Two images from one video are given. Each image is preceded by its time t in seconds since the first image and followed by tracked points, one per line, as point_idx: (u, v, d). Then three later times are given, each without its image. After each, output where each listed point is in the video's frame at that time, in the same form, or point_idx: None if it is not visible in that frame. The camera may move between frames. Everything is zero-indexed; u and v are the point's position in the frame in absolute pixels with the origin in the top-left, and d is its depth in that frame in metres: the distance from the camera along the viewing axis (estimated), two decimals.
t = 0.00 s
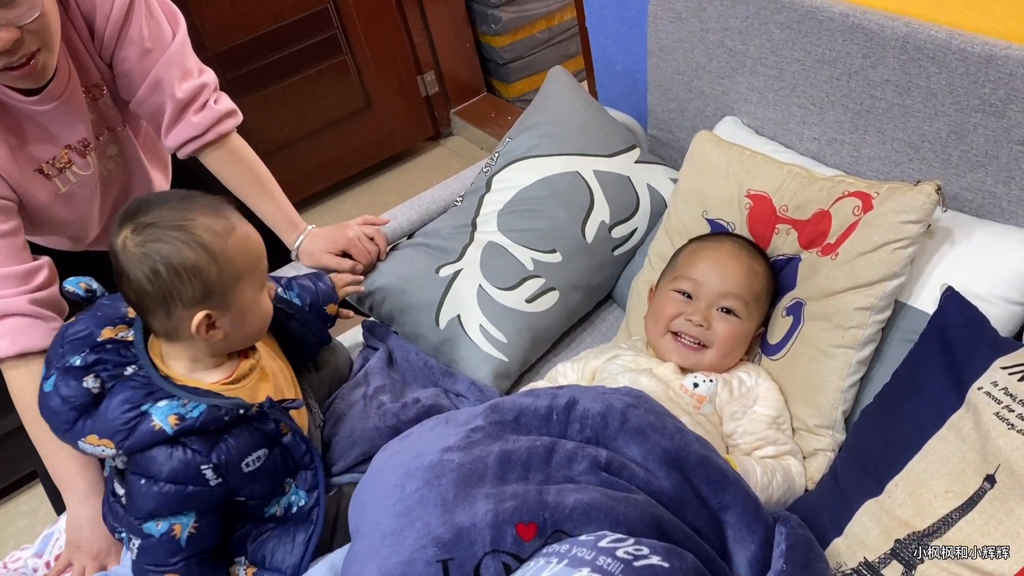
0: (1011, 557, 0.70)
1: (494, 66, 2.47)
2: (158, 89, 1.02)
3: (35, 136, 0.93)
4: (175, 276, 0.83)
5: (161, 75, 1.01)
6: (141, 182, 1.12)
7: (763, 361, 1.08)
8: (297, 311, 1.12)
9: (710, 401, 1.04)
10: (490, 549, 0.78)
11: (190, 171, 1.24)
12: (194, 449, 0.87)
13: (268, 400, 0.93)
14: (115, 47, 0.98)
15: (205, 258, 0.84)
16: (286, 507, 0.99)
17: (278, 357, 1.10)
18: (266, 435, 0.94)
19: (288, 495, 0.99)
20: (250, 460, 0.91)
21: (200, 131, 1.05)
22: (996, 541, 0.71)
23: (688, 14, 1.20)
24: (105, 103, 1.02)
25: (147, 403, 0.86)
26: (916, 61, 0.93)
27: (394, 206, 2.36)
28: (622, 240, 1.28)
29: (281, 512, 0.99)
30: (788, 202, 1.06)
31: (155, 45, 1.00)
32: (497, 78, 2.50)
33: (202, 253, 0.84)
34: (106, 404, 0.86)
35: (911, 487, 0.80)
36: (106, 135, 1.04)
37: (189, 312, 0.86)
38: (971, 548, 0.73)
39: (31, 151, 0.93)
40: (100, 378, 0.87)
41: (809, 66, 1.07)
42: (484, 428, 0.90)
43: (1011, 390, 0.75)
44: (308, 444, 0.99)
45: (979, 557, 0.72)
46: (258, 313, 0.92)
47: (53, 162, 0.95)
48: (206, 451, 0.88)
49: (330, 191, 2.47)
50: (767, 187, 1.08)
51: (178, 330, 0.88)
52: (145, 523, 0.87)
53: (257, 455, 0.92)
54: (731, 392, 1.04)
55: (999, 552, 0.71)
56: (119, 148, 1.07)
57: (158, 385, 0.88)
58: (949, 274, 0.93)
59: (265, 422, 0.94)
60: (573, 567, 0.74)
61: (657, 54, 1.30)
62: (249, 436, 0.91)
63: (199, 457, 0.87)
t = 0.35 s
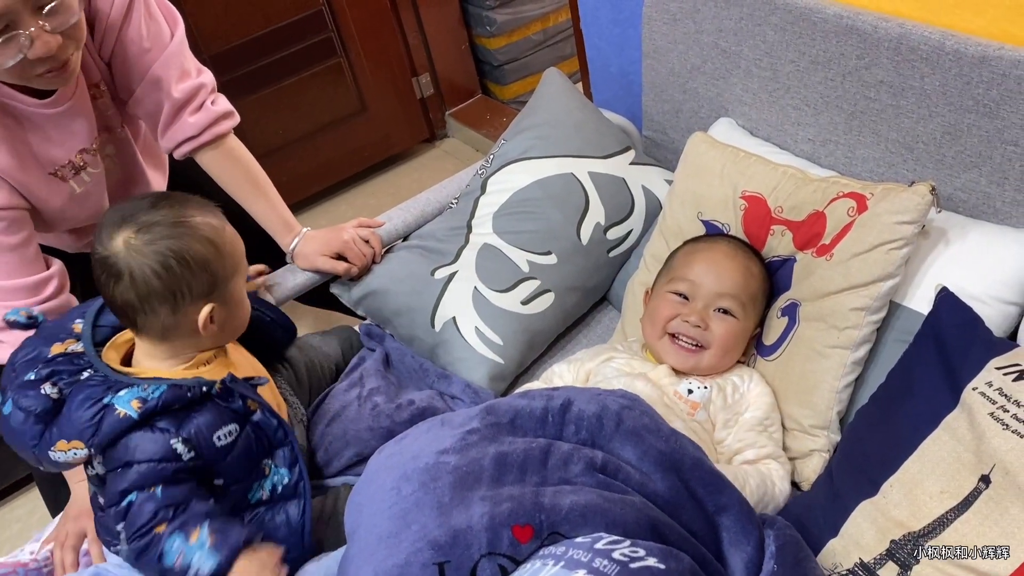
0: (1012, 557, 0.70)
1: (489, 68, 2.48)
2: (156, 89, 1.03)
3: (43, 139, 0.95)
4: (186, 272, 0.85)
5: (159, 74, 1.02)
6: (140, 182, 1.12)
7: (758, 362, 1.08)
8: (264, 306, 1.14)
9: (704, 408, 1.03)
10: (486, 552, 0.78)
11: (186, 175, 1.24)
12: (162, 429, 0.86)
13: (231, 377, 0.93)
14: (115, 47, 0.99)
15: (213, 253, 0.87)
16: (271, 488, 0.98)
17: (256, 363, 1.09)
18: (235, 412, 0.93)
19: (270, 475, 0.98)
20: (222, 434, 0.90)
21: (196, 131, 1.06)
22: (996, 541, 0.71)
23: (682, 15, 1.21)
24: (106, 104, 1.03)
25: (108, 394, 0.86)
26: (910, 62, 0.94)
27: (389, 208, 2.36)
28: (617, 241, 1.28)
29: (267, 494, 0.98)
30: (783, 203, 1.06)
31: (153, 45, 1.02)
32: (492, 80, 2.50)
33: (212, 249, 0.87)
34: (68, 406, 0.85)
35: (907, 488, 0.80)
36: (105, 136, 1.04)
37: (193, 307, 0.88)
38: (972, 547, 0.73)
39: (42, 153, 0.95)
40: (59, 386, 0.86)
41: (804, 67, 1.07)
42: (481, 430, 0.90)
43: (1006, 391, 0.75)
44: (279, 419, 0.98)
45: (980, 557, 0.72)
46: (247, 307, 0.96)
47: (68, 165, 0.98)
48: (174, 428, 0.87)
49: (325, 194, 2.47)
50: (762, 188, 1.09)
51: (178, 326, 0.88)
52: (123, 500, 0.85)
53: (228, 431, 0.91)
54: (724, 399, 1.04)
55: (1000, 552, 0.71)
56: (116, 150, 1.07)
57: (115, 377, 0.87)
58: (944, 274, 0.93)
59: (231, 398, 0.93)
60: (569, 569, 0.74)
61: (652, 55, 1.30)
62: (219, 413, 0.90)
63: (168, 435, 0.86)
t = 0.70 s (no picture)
0: (1012, 557, 0.70)
1: (485, 70, 2.48)
2: (153, 91, 1.03)
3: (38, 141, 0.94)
4: (168, 264, 0.86)
5: (156, 76, 1.02)
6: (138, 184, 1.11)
7: (754, 366, 1.08)
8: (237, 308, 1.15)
9: (701, 412, 1.03)
10: (483, 559, 0.78)
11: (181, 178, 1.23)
12: (163, 437, 0.87)
13: (219, 373, 0.94)
14: (112, 48, 0.99)
15: (190, 245, 0.89)
16: (269, 470, 1.02)
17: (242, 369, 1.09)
18: (227, 406, 0.94)
19: (267, 460, 1.02)
20: (220, 430, 0.92)
21: (194, 133, 1.06)
22: (996, 541, 0.71)
23: (677, 19, 1.21)
24: (103, 106, 1.02)
25: (100, 410, 0.85)
26: (904, 65, 0.94)
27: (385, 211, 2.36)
28: (613, 245, 1.28)
29: (267, 478, 1.01)
30: (778, 206, 1.06)
31: (151, 47, 1.02)
32: (489, 83, 2.50)
33: (189, 241, 0.88)
34: (62, 426, 0.85)
35: (903, 492, 0.80)
36: (102, 138, 1.04)
37: (175, 301, 0.88)
38: (971, 548, 0.72)
39: (36, 155, 0.95)
40: (49, 409, 0.86)
41: (799, 70, 1.07)
42: (477, 436, 0.89)
43: (1002, 394, 0.75)
44: (270, 404, 1.00)
45: (980, 558, 0.72)
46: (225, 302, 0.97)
47: (65, 168, 0.98)
48: (175, 434, 0.88)
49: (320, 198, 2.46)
50: (757, 192, 1.09)
51: (163, 322, 0.88)
52: (148, 515, 0.88)
53: (224, 427, 0.93)
54: (721, 403, 1.04)
55: (999, 553, 0.70)
56: (114, 152, 1.07)
57: (102, 392, 0.87)
58: (939, 277, 0.93)
59: (220, 393, 0.94)
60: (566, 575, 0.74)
61: (647, 59, 1.30)
62: (212, 410, 0.92)
63: (171, 441, 0.87)
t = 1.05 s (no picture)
0: (1012, 556, 0.70)
1: (485, 72, 2.48)
2: (156, 91, 1.04)
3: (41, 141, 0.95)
4: (157, 265, 0.86)
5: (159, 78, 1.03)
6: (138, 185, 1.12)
7: (753, 365, 1.08)
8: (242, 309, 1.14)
9: (701, 408, 1.03)
10: (484, 558, 0.78)
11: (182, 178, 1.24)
12: (185, 437, 0.88)
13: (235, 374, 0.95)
14: (116, 49, 0.99)
15: (182, 246, 0.88)
16: (280, 471, 1.03)
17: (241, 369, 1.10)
18: (242, 406, 0.96)
19: (278, 460, 1.03)
20: (238, 430, 0.93)
21: (195, 133, 1.06)
22: (996, 540, 0.72)
23: (677, 21, 1.21)
24: (105, 106, 1.03)
25: (122, 411, 0.86)
26: (902, 67, 0.94)
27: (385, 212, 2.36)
28: (613, 245, 1.28)
29: (277, 478, 1.03)
30: (776, 206, 1.06)
31: (153, 49, 1.02)
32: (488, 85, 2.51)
33: (179, 241, 0.87)
34: (82, 425, 0.85)
35: (901, 490, 0.81)
36: (104, 139, 1.04)
37: (169, 301, 0.88)
38: (971, 547, 0.73)
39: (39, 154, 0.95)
40: (69, 409, 0.86)
41: (797, 72, 1.08)
42: (476, 435, 0.90)
43: (999, 393, 0.76)
44: (282, 405, 1.03)
45: (980, 557, 0.72)
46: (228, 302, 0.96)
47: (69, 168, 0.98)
48: (196, 435, 0.89)
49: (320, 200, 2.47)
50: (755, 192, 1.09)
51: (159, 324, 0.89)
52: (172, 517, 0.88)
53: (241, 427, 0.94)
54: (722, 400, 1.04)
55: (999, 552, 0.71)
56: (116, 153, 1.07)
57: (122, 393, 0.87)
58: (937, 277, 0.94)
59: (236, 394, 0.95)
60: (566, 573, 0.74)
61: (646, 60, 1.30)
62: (229, 410, 0.93)
63: (192, 441, 0.88)
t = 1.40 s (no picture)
0: (1012, 557, 0.70)
1: (485, 73, 2.48)
2: (155, 92, 1.04)
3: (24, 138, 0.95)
4: (113, 294, 0.84)
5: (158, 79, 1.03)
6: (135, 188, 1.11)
7: (753, 366, 1.08)
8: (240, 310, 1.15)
9: (703, 409, 1.03)
10: (484, 557, 0.78)
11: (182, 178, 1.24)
12: (182, 450, 0.88)
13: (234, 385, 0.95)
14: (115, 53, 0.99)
15: (142, 277, 0.84)
16: (279, 478, 1.03)
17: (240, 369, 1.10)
18: (241, 416, 0.96)
19: (277, 466, 1.03)
20: (237, 441, 0.93)
21: (195, 135, 1.07)
22: (997, 541, 0.71)
23: (677, 22, 1.21)
24: (102, 109, 1.03)
25: (119, 422, 0.86)
26: (903, 67, 0.94)
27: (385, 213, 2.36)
28: (614, 246, 1.28)
29: (276, 485, 1.03)
30: (777, 207, 1.06)
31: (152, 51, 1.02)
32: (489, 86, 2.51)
33: (139, 272, 0.84)
34: (79, 435, 0.85)
35: (902, 490, 0.81)
36: (100, 141, 1.04)
37: (130, 327, 0.86)
38: (972, 548, 0.73)
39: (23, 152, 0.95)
40: (68, 417, 0.86)
41: (798, 72, 1.08)
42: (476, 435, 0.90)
43: (1000, 393, 0.76)
44: (281, 412, 1.03)
45: (980, 557, 0.72)
46: (208, 331, 0.91)
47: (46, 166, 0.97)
48: (194, 448, 0.89)
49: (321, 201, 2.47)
50: (756, 193, 1.09)
51: (124, 344, 0.88)
52: (171, 530, 0.88)
53: (240, 437, 0.94)
54: (723, 400, 1.04)
55: (1000, 552, 0.71)
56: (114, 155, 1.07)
57: (122, 404, 0.88)
58: (937, 277, 0.94)
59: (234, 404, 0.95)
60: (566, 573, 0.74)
61: (647, 61, 1.30)
62: (227, 422, 0.93)
63: (191, 453, 0.88)
